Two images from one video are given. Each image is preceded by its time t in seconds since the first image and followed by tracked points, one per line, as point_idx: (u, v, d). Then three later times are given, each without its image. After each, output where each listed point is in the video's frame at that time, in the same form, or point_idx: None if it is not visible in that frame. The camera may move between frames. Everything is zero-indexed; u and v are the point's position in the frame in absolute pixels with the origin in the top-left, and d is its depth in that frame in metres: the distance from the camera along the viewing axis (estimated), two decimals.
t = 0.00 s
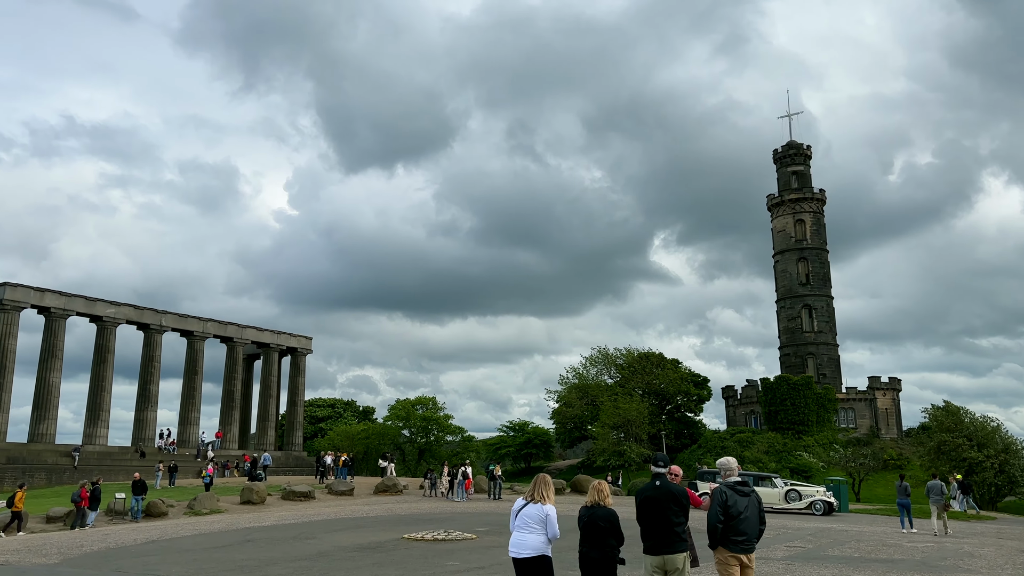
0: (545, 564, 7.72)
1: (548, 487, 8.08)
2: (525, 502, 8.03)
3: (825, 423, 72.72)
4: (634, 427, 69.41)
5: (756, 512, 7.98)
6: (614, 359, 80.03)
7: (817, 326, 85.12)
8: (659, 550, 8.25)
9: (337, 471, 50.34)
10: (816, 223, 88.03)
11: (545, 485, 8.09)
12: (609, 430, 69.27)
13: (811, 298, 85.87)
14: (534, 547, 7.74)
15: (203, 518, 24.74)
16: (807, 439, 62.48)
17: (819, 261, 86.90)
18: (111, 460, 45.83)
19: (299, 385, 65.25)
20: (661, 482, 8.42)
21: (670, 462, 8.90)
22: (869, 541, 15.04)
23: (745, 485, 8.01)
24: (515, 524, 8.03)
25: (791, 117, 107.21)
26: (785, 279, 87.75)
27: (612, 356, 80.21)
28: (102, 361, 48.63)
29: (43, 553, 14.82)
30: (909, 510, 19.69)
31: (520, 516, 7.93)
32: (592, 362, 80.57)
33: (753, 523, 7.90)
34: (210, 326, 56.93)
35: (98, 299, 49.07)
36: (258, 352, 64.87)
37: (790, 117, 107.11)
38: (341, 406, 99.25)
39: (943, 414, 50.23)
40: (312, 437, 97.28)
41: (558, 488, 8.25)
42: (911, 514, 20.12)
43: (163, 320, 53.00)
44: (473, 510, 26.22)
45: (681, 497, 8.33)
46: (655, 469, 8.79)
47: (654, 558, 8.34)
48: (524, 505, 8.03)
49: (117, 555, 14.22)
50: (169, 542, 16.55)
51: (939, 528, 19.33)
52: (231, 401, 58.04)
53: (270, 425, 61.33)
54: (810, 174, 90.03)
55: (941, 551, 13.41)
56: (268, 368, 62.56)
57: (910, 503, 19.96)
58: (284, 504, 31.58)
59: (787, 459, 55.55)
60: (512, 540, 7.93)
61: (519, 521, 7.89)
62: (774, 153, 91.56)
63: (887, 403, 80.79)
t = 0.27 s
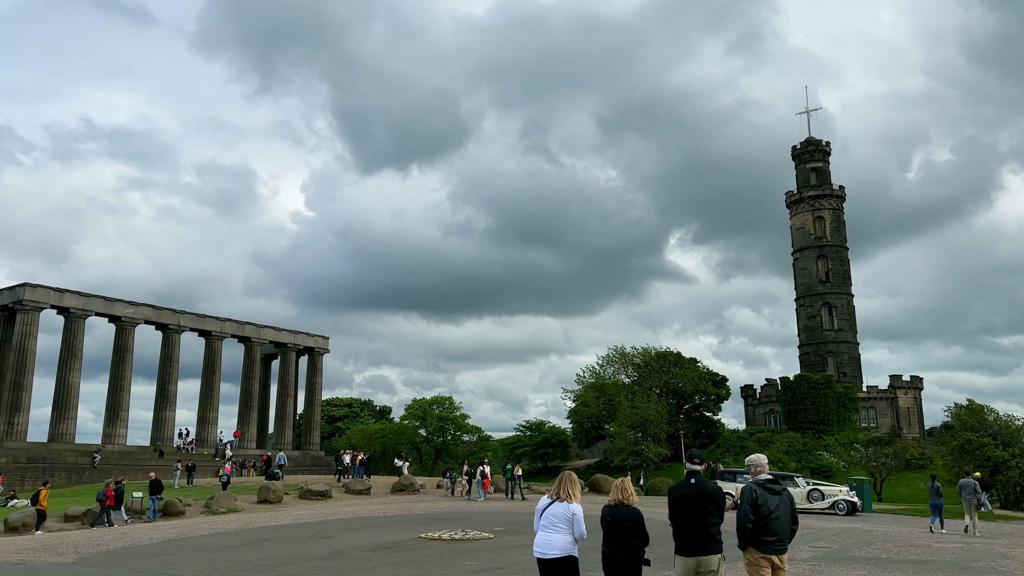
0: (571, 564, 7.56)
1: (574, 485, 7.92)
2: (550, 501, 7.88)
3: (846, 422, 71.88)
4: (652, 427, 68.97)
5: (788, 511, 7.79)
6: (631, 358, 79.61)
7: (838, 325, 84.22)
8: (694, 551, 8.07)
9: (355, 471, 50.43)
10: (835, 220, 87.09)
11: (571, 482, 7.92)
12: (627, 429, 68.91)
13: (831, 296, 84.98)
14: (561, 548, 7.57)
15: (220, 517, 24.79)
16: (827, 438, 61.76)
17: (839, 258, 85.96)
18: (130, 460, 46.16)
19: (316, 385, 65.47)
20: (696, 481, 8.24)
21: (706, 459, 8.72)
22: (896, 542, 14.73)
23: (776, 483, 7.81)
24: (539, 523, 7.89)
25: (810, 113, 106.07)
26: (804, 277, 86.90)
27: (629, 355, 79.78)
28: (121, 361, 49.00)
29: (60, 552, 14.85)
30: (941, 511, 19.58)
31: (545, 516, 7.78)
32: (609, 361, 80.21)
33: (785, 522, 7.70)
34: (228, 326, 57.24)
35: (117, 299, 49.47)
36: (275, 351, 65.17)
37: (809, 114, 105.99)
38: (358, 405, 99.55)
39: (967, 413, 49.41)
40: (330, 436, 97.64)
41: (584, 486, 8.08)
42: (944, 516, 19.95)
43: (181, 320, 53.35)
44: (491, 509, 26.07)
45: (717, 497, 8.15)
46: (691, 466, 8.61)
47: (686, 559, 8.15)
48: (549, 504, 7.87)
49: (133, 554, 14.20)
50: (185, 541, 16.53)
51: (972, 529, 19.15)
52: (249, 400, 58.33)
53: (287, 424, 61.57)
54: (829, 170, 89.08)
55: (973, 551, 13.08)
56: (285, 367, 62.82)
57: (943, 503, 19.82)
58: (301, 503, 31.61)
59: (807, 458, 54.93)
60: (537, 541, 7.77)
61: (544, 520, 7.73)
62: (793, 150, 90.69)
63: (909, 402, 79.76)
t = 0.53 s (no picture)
0: (597, 571, 7.39)
1: (600, 489, 7.73)
2: (575, 506, 7.69)
3: (865, 422, 71.07)
4: (669, 427, 68.51)
5: (819, 516, 7.56)
6: (647, 357, 79.15)
7: (857, 324, 83.34)
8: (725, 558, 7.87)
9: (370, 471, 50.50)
10: (855, 218, 86.15)
11: (596, 486, 7.74)
12: (643, 430, 68.52)
13: (850, 295, 84.10)
14: (587, 555, 7.40)
15: (236, 518, 24.80)
16: (847, 439, 61.05)
17: (859, 257, 85.04)
18: (148, 460, 46.48)
19: (332, 385, 65.63)
20: (729, 485, 8.04)
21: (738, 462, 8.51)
22: (923, 545, 14.43)
23: (806, 487, 7.59)
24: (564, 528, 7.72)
25: (828, 111, 104.97)
26: (823, 276, 86.07)
27: (646, 355, 79.33)
28: (138, 362, 49.32)
29: (74, 554, 14.85)
30: (972, 512, 19.38)
31: (570, 521, 7.61)
32: (626, 361, 79.82)
33: (815, 528, 7.50)
34: (244, 326, 57.49)
35: (134, 300, 49.79)
36: (291, 352, 65.41)
37: (828, 111, 104.89)
38: (374, 405, 99.76)
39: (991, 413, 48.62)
40: (346, 436, 97.87)
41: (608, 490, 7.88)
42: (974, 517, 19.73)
43: (197, 321, 53.64)
44: (508, 511, 25.88)
45: (751, 502, 7.94)
46: (723, 470, 8.39)
47: (717, 565, 7.95)
48: (574, 508, 7.69)
49: (147, 556, 14.19)
50: (198, 543, 16.51)
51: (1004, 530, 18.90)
52: (266, 401, 58.57)
53: (304, 425, 61.74)
54: (848, 168, 88.16)
55: (1004, 556, 12.76)
56: (301, 368, 63.02)
57: (973, 505, 19.62)
58: (317, 504, 31.61)
59: (827, 459, 54.32)
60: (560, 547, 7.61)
61: (569, 525, 7.56)
62: (811, 147, 89.83)
63: (930, 402, 78.74)
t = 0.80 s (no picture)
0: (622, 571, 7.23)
1: (624, 486, 7.54)
2: (599, 504, 7.52)
3: (884, 422, 70.29)
4: (684, 427, 68.08)
5: (853, 515, 7.35)
6: (663, 356, 78.73)
7: (875, 322, 82.50)
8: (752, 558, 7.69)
9: (385, 470, 50.52)
10: (872, 215, 85.29)
11: (620, 483, 7.56)
12: (659, 429, 68.15)
13: (868, 293, 83.25)
14: (611, 555, 7.24)
15: (250, 517, 24.80)
16: (865, 438, 60.39)
17: (877, 254, 84.16)
18: (164, 459, 46.75)
19: (346, 384, 65.76)
20: (757, 482, 7.88)
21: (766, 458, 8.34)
22: (950, 546, 14.14)
23: (840, 485, 7.40)
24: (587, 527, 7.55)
25: (845, 107, 103.98)
26: (841, 273, 85.28)
27: (661, 354, 78.93)
28: (154, 362, 49.61)
29: (86, 553, 14.84)
30: (1000, 512, 19.09)
31: (593, 520, 7.45)
32: (641, 361, 79.45)
33: (849, 527, 7.30)
34: (259, 326, 57.72)
35: (150, 300, 50.10)
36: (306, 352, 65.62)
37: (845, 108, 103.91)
38: (389, 405, 99.94)
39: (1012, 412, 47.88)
40: (360, 436, 98.11)
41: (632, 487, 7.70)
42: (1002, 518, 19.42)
43: (213, 321, 53.89)
44: (524, 510, 25.71)
45: (779, 500, 7.77)
46: (751, 466, 8.23)
47: (744, 566, 7.79)
48: (597, 507, 7.53)
49: (158, 556, 14.14)
50: (211, 543, 16.46)
51: None
52: (281, 400, 58.77)
53: (319, 425, 61.89)
54: (865, 164, 87.29)
55: None
56: (316, 368, 63.18)
57: (1001, 505, 19.31)
58: (331, 503, 31.60)
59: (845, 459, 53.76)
60: (585, 547, 7.45)
61: (593, 525, 7.40)
62: (828, 144, 89.03)
63: (950, 401, 77.79)
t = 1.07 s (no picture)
0: None
1: (646, 490, 7.36)
2: (621, 509, 7.35)
3: (901, 422, 69.58)
4: (699, 427, 67.65)
5: (889, 519, 7.24)
6: (676, 356, 78.30)
7: (892, 321, 81.66)
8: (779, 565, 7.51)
9: (398, 471, 50.45)
10: (889, 212, 84.46)
11: (642, 487, 7.37)
12: (673, 429, 67.79)
13: (885, 291, 82.46)
14: (634, 562, 7.06)
15: (262, 518, 24.75)
16: (882, 439, 59.72)
17: (893, 252, 83.32)
18: (177, 459, 46.95)
19: (359, 384, 65.84)
20: (781, 486, 7.71)
21: (791, 460, 8.14)
22: (974, 549, 13.87)
23: (880, 489, 7.32)
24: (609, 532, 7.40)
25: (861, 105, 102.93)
26: (857, 272, 84.51)
27: (674, 354, 78.53)
28: (167, 362, 49.83)
29: (97, 554, 14.81)
30: None
31: (615, 526, 7.28)
32: (654, 360, 79.08)
33: (883, 532, 7.20)
34: (272, 326, 57.88)
35: (163, 301, 50.33)
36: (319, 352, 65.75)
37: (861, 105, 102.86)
38: (401, 405, 100.11)
39: None
40: (373, 436, 98.28)
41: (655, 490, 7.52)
42: None
43: (226, 321, 54.08)
44: (538, 511, 25.52)
45: (804, 503, 7.61)
46: (776, 469, 8.03)
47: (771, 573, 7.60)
48: (619, 512, 7.35)
49: (168, 557, 14.08)
50: (222, 544, 16.40)
51: None
52: (294, 400, 58.91)
53: (331, 425, 61.98)
54: (881, 161, 86.45)
55: None
56: (329, 368, 63.27)
57: None
58: (343, 504, 31.62)
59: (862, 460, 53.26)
60: (607, 553, 7.28)
61: (615, 530, 7.23)
62: (843, 141, 88.28)
63: (969, 400, 76.89)
